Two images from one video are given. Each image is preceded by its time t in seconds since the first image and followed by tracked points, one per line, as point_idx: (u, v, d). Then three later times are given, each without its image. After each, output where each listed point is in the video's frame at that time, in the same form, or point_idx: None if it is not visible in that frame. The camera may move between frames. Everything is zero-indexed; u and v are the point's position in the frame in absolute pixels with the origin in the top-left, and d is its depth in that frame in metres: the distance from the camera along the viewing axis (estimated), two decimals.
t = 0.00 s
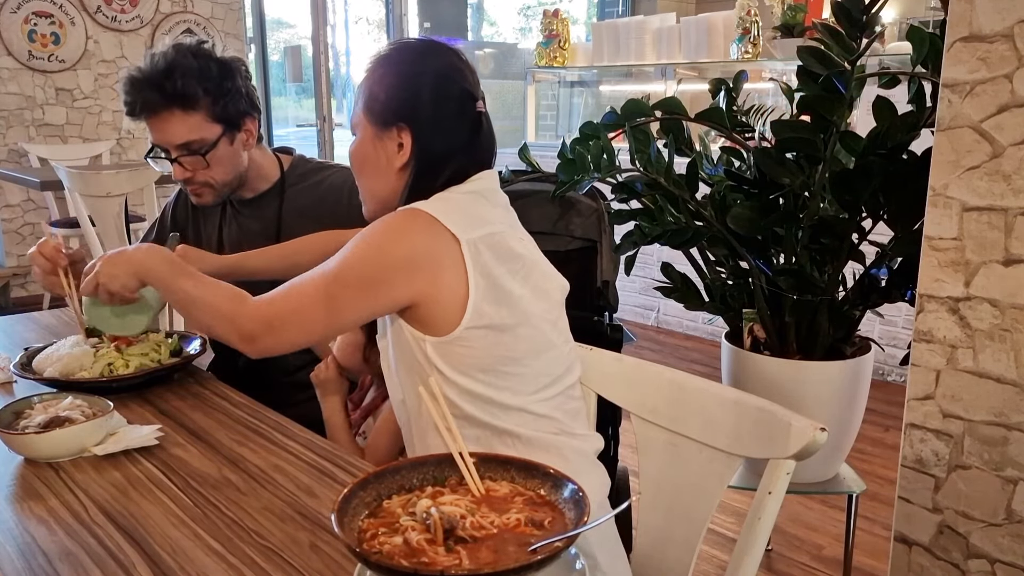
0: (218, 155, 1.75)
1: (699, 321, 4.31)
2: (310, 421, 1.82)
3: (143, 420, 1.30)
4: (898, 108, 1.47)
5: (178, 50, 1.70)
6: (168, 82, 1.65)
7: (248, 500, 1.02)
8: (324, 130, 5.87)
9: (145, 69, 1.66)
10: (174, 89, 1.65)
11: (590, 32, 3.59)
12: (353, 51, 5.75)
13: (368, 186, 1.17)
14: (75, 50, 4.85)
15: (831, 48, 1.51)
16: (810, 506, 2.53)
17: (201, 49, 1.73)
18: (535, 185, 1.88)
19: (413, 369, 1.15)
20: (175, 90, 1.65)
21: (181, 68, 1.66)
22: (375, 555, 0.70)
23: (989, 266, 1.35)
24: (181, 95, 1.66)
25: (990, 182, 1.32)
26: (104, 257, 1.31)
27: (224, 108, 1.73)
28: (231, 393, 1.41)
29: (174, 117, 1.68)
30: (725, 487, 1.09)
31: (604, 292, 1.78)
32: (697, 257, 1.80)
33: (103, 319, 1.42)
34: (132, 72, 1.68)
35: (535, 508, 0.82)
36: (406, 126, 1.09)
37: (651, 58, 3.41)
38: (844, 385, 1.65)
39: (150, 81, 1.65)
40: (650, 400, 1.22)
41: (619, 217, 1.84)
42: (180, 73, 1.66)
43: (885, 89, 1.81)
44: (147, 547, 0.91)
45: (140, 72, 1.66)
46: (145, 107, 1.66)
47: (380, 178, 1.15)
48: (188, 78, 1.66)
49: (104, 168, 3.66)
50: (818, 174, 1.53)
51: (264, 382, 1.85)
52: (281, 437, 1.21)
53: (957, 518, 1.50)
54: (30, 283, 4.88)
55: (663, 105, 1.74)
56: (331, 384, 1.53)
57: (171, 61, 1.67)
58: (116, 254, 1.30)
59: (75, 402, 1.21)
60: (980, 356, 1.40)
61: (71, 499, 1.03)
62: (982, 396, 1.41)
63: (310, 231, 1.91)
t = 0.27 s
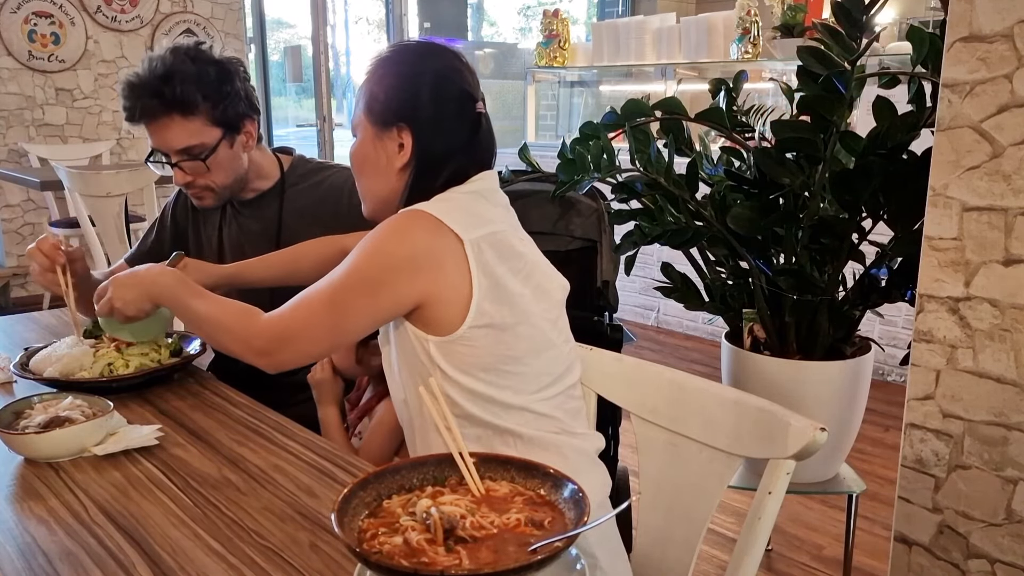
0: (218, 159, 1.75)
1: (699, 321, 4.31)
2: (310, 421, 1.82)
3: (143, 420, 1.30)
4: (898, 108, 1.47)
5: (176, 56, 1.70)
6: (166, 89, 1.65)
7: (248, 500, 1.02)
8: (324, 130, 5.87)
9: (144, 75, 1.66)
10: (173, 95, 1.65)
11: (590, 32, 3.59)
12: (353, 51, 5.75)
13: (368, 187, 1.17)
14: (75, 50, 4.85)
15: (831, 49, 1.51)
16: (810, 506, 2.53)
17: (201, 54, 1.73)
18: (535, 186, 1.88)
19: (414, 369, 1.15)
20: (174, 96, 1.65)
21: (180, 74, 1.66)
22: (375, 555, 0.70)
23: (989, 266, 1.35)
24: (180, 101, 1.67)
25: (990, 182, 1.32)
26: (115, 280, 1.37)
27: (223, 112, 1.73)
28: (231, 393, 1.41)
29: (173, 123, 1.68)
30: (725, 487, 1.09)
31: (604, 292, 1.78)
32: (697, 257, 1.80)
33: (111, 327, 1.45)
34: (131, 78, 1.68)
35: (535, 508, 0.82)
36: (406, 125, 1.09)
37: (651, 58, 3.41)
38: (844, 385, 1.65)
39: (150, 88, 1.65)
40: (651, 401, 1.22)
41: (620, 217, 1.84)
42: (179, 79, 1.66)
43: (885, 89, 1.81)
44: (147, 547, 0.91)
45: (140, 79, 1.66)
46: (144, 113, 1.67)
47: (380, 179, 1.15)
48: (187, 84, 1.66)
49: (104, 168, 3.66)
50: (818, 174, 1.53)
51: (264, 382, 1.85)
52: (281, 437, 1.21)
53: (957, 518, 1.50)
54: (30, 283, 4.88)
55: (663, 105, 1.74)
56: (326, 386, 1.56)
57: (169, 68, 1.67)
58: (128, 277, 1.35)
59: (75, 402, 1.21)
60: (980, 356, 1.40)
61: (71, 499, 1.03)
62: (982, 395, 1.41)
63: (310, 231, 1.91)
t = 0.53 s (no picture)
0: (218, 160, 1.75)
1: (699, 321, 4.31)
2: (309, 421, 1.82)
3: (143, 420, 1.30)
4: (898, 108, 1.47)
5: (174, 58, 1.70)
6: (166, 92, 1.65)
7: (248, 500, 1.02)
8: (325, 130, 5.86)
9: (144, 78, 1.66)
10: (173, 97, 1.65)
11: (590, 32, 3.59)
12: (353, 51, 5.75)
13: (369, 186, 1.17)
14: (75, 50, 4.85)
15: (831, 49, 1.51)
16: (810, 506, 2.53)
17: (201, 57, 1.73)
18: (535, 186, 1.88)
19: (414, 369, 1.15)
20: (174, 98, 1.65)
21: (180, 77, 1.66)
22: (375, 555, 0.70)
23: (989, 266, 1.35)
24: (180, 104, 1.67)
25: (990, 182, 1.32)
26: (121, 287, 1.36)
27: (223, 113, 1.73)
28: (231, 393, 1.41)
29: (174, 125, 1.68)
30: (725, 487, 1.09)
31: (604, 292, 1.78)
32: (697, 257, 1.80)
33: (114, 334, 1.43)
34: (130, 81, 1.68)
35: (535, 508, 0.82)
36: (406, 125, 1.09)
37: (651, 58, 3.41)
38: (843, 385, 1.65)
39: (149, 91, 1.65)
40: (651, 401, 1.22)
41: (620, 217, 1.84)
42: (178, 82, 1.66)
43: (885, 89, 1.81)
44: (147, 547, 0.91)
45: (139, 82, 1.66)
46: (144, 116, 1.67)
47: (380, 178, 1.15)
48: (187, 86, 1.66)
49: (104, 168, 3.66)
50: (818, 174, 1.53)
51: (264, 382, 1.85)
52: (281, 437, 1.21)
53: (957, 518, 1.50)
54: (30, 283, 4.88)
55: (663, 105, 1.74)
56: (324, 389, 1.56)
57: (169, 70, 1.67)
58: (133, 284, 1.34)
59: (75, 402, 1.21)
60: (980, 356, 1.40)
61: (71, 499, 1.03)
62: (982, 395, 1.41)
63: (310, 232, 1.91)
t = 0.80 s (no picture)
0: (219, 156, 1.75)
1: (699, 321, 4.31)
2: (310, 421, 1.82)
3: (143, 420, 1.30)
4: (898, 108, 1.46)
5: (178, 53, 1.70)
6: (168, 86, 1.64)
7: (248, 500, 1.02)
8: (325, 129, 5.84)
9: (147, 72, 1.65)
10: (175, 92, 1.65)
11: (590, 32, 3.59)
12: (353, 51, 5.75)
13: (370, 185, 1.18)
14: (75, 50, 4.85)
15: (832, 49, 1.50)
16: (810, 506, 2.53)
17: (203, 53, 1.73)
18: (535, 185, 1.88)
19: (414, 369, 1.15)
20: (177, 93, 1.65)
21: (182, 72, 1.66)
22: (375, 555, 0.70)
23: (989, 266, 1.35)
24: (182, 98, 1.66)
25: (990, 182, 1.32)
26: (121, 287, 1.36)
27: (225, 110, 1.73)
28: (231, 393, 1.41)
29: (176, 119, 1.68)
30: (725, 487, 1.09)
31: (604, 292, 1.78)
32: (697, 257, 1.80)
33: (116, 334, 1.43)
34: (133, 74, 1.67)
35: (535, 508, 0.82)
36: (406, 123, 1.10)
37: (651, 58, 3.42)
38: (844, 385, 1.65)
39: (152, 85, 1.64)
40: (651, 401, 1.22)
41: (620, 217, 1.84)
42: (181, 77, 1.66)
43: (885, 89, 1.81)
44: (147, 547, 0.91)
45: (141, 76, 1.66)
46: (146, 110, 1.66)
47: (380, 176, 1.16)
48: (190, 81, 1.66)
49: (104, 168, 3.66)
50: (818, 174, 1.53)
51: (264, 382, 1.85)
52: (281, 437, 1.21)
53: (957, 518, 1.50)
54: (30, 283, 4.88)
55: (663, 105, 1.74)
56: (323, 389, 1.57)
57: (172, 64, 1.67)
58: (135, 285, 1.34)
59: (75, 402, 1.21)
60: (980, 356, 1.40)
61: (71, 499, 1.03)
62: (982, 395, 1.41)
63: (311, 232, 1.91)
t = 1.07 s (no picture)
0: (219, 155, 1.75)
1: (699, 321, 4.31)
2: (310, 421, 1.82)
3: (143, 420, 1.30)
4: (898, 108, 1.46)
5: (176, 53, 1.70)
6: (167, 85, 1.64)
7: (248, 500, 1.02)
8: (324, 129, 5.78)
9: (146, 72, 1.66)
10: (174, 92, 1.65)
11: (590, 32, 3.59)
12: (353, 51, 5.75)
13: (374, 185, 1.17)
14: (75, 50, 4.85)
15: (832, 49, 1.50)
16: (810, 506, 2.53)
17: (202, 53, 1.73)
18: (535, 185, 1.88)
19: (414, 368, 1.15)
20: (176, 93, 1.65)
21: (181, 72, 1.66)
22: (375, 555, 0.70)
23: (989, 266, 1.35)
24: (181, 98, 1.66)
25: (990, 182, 1.32)
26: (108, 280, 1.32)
27: (225, 110, 1.73)
28: (231, 393, 1.41)
29: (175, 119, 1.68)
30: (725, 486, 1.10)
31: (604, 292, 1.78)
32: (697, 257, 1.80)
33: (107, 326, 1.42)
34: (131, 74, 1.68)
35: (535, 508, 0.82)
36: (412, 122, 1.09)
37: (651, 58, 3.42)
38: (843, 385, 1.65)
39: (152, 84, 1.64)
40: (652, 401, 1.22)
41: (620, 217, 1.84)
42: (180, 76, 1.66)
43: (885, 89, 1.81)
44: (147, 547, 0.91)
45: (139, 75, 1.66)
46: (145, 110, 1.66)
47: (385, 175, 1.15)
48: (189, 81, 1.66)
49: (104, 168, 3.66)
50: (818, 174, 1.53)
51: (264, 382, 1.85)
52: (281, 437, 1.21)
53: (957, 518, 1.50)
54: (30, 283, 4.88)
55: (663, 105, 1.74)
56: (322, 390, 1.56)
57: (170, 64, 1.67)
58: (122, 277, 1.31)
59: (75, 402, 1.21)
60: (980, 356, 1.40)
61: (71, 499, 1.03)
62: (982, 396, 1.41)
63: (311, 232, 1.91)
